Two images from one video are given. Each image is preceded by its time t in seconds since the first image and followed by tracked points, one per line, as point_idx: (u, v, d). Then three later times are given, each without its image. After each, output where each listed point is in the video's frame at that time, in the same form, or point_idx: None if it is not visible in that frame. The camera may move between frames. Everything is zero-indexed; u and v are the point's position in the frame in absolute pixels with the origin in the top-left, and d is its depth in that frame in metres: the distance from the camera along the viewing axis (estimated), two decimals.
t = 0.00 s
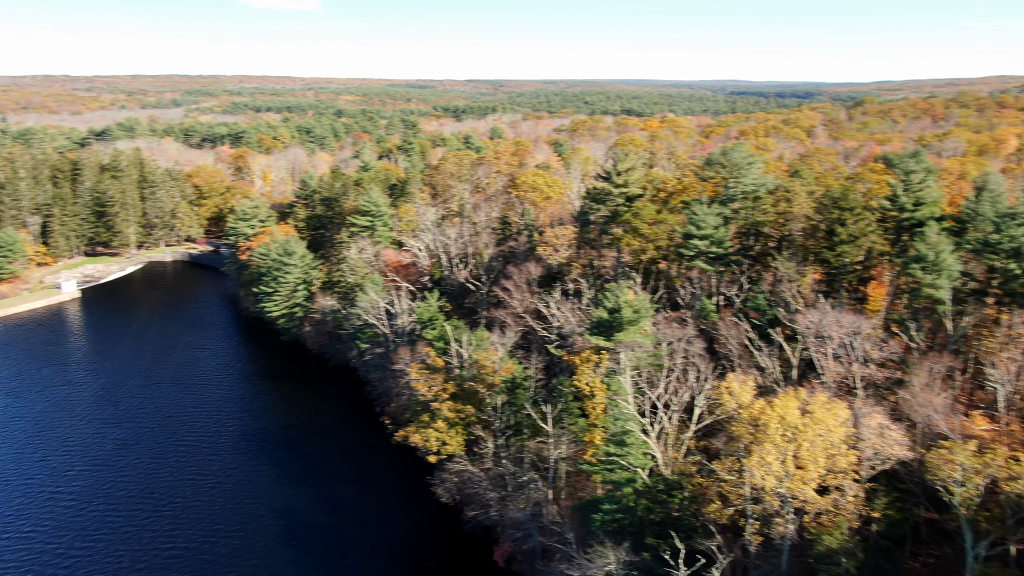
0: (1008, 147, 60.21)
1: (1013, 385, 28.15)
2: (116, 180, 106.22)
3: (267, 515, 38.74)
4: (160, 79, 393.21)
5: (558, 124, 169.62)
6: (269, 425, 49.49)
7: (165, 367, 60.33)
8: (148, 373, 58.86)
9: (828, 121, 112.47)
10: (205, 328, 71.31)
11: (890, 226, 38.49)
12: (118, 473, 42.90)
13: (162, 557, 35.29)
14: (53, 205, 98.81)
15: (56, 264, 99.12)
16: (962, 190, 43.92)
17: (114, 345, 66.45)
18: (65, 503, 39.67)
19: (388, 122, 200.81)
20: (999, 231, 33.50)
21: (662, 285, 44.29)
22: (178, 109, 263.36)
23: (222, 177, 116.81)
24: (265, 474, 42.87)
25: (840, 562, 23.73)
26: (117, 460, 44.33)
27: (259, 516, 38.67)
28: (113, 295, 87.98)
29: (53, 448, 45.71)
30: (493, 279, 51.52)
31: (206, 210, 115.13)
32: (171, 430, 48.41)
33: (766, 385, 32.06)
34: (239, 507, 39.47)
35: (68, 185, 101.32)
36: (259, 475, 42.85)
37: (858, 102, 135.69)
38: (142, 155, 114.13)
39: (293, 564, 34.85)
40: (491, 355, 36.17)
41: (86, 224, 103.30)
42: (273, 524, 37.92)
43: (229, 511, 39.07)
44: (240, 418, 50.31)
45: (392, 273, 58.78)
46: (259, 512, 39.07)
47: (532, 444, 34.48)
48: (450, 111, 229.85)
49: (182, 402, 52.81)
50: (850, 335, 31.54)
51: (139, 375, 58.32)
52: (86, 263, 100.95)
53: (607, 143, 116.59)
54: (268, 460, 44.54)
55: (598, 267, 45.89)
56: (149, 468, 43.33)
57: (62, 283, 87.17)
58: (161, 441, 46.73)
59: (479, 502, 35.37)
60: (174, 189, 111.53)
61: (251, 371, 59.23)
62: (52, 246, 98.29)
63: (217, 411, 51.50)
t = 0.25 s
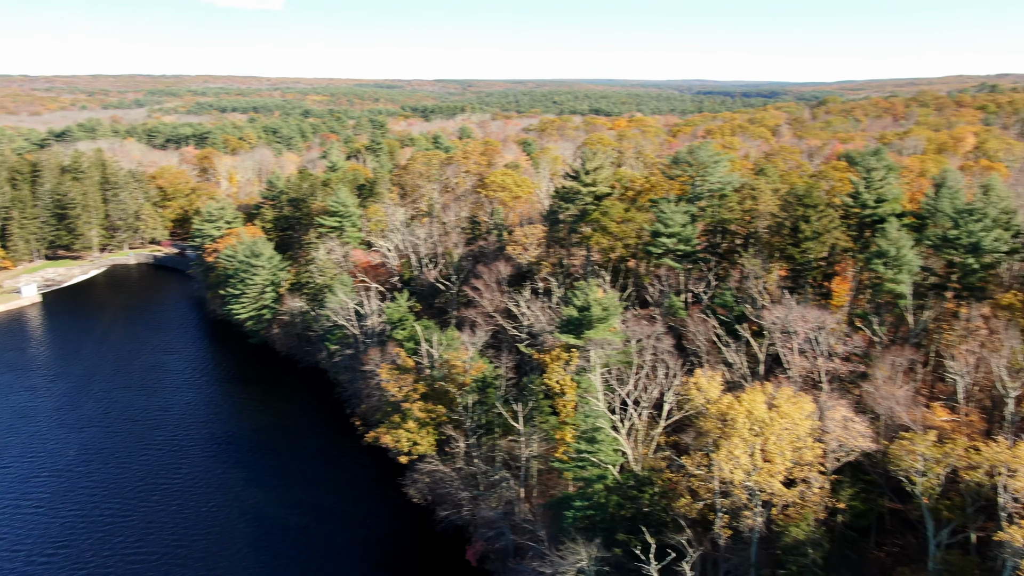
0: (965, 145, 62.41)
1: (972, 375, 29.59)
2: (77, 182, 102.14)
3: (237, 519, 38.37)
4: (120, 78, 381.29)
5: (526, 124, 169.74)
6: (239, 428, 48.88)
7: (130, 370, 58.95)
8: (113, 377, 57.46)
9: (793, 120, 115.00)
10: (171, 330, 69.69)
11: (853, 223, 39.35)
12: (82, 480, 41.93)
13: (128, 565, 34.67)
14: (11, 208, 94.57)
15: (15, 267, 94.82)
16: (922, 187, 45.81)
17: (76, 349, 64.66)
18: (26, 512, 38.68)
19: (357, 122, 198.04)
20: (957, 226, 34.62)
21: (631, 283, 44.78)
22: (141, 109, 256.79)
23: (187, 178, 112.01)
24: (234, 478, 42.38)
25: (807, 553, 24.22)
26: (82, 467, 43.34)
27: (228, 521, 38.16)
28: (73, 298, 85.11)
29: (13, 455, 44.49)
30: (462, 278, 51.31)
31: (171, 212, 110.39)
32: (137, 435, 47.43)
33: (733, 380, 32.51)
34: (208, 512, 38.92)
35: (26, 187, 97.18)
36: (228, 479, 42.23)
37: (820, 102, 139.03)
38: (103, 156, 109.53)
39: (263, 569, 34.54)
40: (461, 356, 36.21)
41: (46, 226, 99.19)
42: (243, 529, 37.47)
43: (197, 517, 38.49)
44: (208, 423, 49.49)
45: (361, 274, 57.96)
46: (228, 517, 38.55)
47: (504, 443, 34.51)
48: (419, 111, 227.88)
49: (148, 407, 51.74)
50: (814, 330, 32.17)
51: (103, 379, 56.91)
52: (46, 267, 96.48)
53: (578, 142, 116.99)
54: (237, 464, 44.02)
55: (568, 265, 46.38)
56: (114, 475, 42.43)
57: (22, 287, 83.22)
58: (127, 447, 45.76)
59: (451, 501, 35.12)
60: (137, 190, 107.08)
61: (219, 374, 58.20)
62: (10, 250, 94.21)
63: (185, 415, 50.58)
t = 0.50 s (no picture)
0: (929, 143, 64.19)
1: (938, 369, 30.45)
2: (40, 184, 98.15)
3: (210, 523, 37.75)
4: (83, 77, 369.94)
5: (499, 123, 169.45)
6: (211, 431, 48.11)
7: (98, 374, 57.57)
8: (80, 381, 56.11)
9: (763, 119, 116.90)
10: (141, 333, 68.13)
11: (822, 220, 40.08)
12: (49, 485, 40.97)
13: (95, 570, 33.92)
14: None
15: None
16: (887, 184, 47.12)
17: (42, 353, 62.99)
18: None
19: (329, 122, 195.20)
20: (922, 222, 35.52)
21: (604, 280, 45.20)
22: (108, 110, 250.40)
23: (156, 179, 106.23)
24: (206, 482, 41.70)
25: (778, 545, 24.54)
26: (48, 472, 42.34)
27: (199, 525, 37.53)
28: (37, 302, 82.54)
29: None
30: (435, 277, 50.96)
31: (139, 214, 105.72)
32: (106, 439, 46.44)
33: (706, 376, 32.80)
34: (179, 516, 38.29)
35: None
36: (200, 483, 41.54)
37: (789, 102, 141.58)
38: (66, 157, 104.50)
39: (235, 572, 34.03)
40: (435, 355, 35.88)
41: (8, 229, 95.44)
42: (215, 532, 36.91)
43: (168, 521, 37.83)
44: (180, 426, 48.60)
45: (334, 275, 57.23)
46: (200, 520, 37.94)
47: (478, 441, 34.38)
48: (391, 111, 225.63)
49: (118, 411, 50.66)
50: (784, 326, 32.64)
51: (70, 384, 55.54)
52: (9, 271, 92.76)
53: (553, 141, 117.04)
54: (210, 468, 43.34)
55: (541, 264, 47.24)
56: (82, 480, 41.52)
57: None
58: (95, 452, 44.77)
59: (427, 501, 34.86)
60: (104, 192, 101.99)
61: (190, 377, 57.13)
62: None
63: (155, 419, 49.62)
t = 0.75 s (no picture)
0: (898, 142, 65.73)
1: (908, 363, 31.65)
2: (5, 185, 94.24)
3: (184, 528, 37.12)
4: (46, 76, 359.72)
5: (474, 123, 169.10)
6: (185, 435, 47.29)
7: (68, 377, 56.31)
8: (50, 385, 54.85)
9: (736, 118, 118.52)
10: (113, 335, 66.70)
11: (794, 217, 40.73)
12: (18, 492, 40.05)
13: None
14: None
15: None
16: (858, 182, 48.11)
17: (10, 357, 61.46)
18: None
19: (303, 122, 192.64)
20: (892, 219, 36.23)
21: (580, 278, 45.49)
22: (76, 110, 244.75)
23: (127, 180, 104.09)
24: (180, 486, 41.00)
25: (754, 539, 24.97)
26: (17, 478, 41.38)
27: (174, 530, 36.91)
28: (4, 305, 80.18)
29: None
30: (412, 278, 50.60)
31: (110, 215, 102.73)
32: (77, 444, 45.47)
33: (682, 373, 33.12)
34: (153, 521, 37.64)
35: None
36: (175, 487, 40.87)
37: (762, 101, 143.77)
38: (32, 158, 100.76)
39: None
40: (412, 354, 35.46)
41: None
42: (191, 537, 36.34)
43: (142, 527, 37.16)
44: (153, 430, 47.74)
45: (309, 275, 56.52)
46: (174, 525, 37.32)
47: (456, 440, 34.22)
48: (366, 111, 223.61)
49: (89, 414, 49.62)
50: (758, 322, 33.05)
51: (39, 388, 54.25)
52: None
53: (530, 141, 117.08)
54: (184, 472, 42.63)
55: (517, 263, 47.56)
56: (53, 486, 40.67)
57: None
58: (66, 457, 43.84)
59: (405, 502, 34.67)
60: (73, 193, 98.75)
61: (164, 380, 56.11)
62: None
63: (128, 423, 48.69)
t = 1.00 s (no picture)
0: (870, 140, 67.11)
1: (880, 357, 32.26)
2: None
3: (160, 532, 36.45)
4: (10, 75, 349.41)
5: (451, 123, 168.62)
6: (160, 439, 46.42)
7: (39, 381, 54.93)
8: (20, 390, 53.47)
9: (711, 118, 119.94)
10: (85, 338, 65.18)
11: (768, 215, 41.29)
12: None
13: None
14: None
15: None
16: (830, 180, 48.97)
17: None
18: None
19: (278, 122, 189.98)
20: (863, 216, 36.76)
21: (558, 277, 45.73)
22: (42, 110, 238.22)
23: (98, 181, 101.12)
24: (155, 491, 40.25)
25: (731, 533, 25.27)
26: None
27: (149, 535, 36.21)
28: None
29: None
30: (389, 278, 50.19)
31: (82, 217, 99.67)
32: (49, 449, 44.40)
33: (658, 370, 33.42)
34: (128, 526, 36.89)
35: None
36: (150, 492, 40.11)
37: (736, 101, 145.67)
38: None
39: None
40: (389, 354, 35.08)
41: None
42: (167, 541, 35.67)
43: (115, 533, 36.40)
44: (128, 434, 46.78)
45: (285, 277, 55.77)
46: (150, 530, 36.62)
47: (434, 440, 34.06)
48: (342, 111, 221.33)
49: (61, 419, 48.46)
50: (734, 319, 33.38)
51: (8, 393, 52.86)
52: None
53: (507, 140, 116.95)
54: (159, 476, 41.86)
55: (495, 262, 47.78)
56: (24, 492, 39.67)
57: None
58: (37, 462, 42.80)
59: (383, 502, 34.42)
60: (43, 195, 95.39)
61: (139, 383, 55.00)
62: None
63: (101, 427, 47.65)
